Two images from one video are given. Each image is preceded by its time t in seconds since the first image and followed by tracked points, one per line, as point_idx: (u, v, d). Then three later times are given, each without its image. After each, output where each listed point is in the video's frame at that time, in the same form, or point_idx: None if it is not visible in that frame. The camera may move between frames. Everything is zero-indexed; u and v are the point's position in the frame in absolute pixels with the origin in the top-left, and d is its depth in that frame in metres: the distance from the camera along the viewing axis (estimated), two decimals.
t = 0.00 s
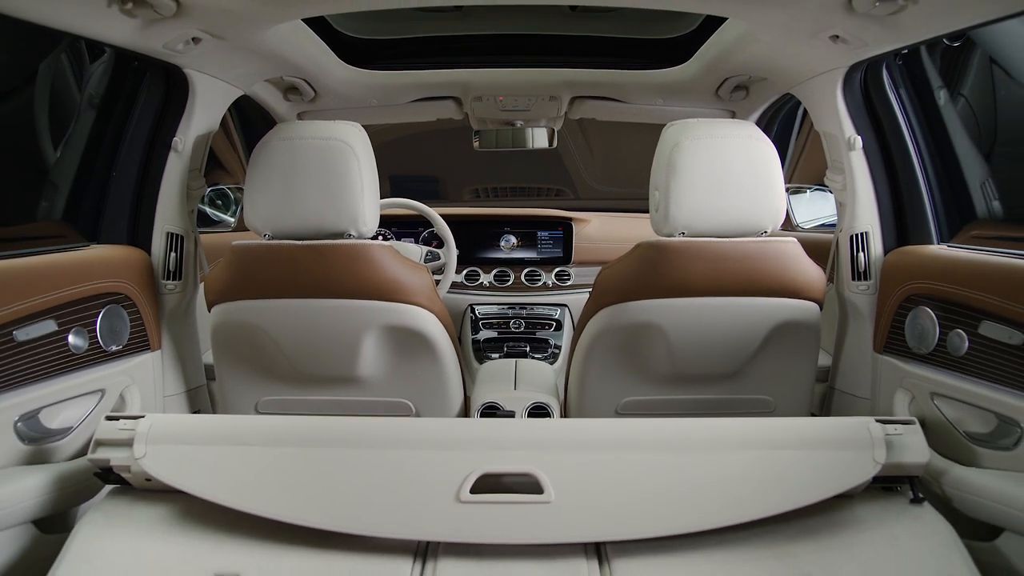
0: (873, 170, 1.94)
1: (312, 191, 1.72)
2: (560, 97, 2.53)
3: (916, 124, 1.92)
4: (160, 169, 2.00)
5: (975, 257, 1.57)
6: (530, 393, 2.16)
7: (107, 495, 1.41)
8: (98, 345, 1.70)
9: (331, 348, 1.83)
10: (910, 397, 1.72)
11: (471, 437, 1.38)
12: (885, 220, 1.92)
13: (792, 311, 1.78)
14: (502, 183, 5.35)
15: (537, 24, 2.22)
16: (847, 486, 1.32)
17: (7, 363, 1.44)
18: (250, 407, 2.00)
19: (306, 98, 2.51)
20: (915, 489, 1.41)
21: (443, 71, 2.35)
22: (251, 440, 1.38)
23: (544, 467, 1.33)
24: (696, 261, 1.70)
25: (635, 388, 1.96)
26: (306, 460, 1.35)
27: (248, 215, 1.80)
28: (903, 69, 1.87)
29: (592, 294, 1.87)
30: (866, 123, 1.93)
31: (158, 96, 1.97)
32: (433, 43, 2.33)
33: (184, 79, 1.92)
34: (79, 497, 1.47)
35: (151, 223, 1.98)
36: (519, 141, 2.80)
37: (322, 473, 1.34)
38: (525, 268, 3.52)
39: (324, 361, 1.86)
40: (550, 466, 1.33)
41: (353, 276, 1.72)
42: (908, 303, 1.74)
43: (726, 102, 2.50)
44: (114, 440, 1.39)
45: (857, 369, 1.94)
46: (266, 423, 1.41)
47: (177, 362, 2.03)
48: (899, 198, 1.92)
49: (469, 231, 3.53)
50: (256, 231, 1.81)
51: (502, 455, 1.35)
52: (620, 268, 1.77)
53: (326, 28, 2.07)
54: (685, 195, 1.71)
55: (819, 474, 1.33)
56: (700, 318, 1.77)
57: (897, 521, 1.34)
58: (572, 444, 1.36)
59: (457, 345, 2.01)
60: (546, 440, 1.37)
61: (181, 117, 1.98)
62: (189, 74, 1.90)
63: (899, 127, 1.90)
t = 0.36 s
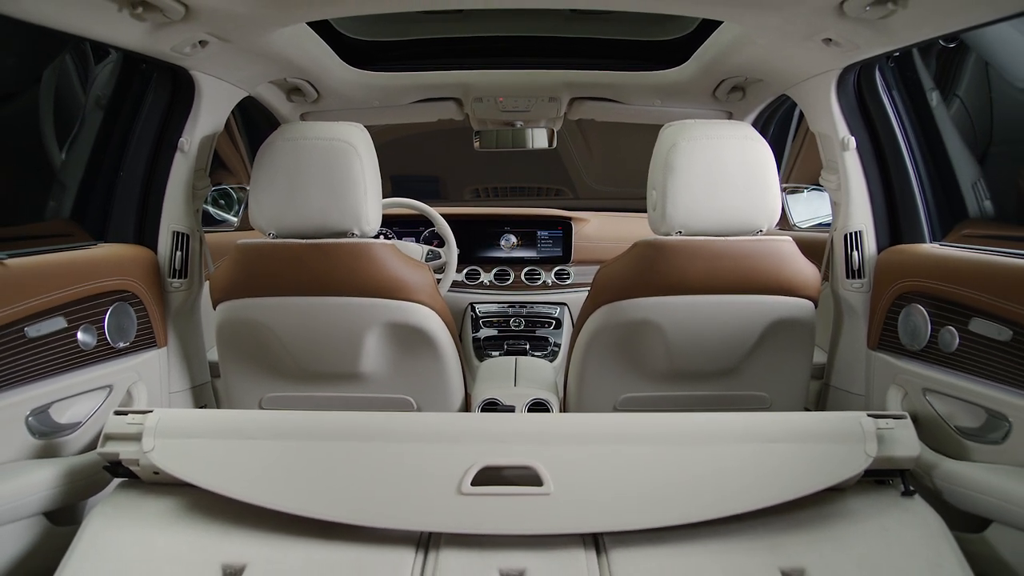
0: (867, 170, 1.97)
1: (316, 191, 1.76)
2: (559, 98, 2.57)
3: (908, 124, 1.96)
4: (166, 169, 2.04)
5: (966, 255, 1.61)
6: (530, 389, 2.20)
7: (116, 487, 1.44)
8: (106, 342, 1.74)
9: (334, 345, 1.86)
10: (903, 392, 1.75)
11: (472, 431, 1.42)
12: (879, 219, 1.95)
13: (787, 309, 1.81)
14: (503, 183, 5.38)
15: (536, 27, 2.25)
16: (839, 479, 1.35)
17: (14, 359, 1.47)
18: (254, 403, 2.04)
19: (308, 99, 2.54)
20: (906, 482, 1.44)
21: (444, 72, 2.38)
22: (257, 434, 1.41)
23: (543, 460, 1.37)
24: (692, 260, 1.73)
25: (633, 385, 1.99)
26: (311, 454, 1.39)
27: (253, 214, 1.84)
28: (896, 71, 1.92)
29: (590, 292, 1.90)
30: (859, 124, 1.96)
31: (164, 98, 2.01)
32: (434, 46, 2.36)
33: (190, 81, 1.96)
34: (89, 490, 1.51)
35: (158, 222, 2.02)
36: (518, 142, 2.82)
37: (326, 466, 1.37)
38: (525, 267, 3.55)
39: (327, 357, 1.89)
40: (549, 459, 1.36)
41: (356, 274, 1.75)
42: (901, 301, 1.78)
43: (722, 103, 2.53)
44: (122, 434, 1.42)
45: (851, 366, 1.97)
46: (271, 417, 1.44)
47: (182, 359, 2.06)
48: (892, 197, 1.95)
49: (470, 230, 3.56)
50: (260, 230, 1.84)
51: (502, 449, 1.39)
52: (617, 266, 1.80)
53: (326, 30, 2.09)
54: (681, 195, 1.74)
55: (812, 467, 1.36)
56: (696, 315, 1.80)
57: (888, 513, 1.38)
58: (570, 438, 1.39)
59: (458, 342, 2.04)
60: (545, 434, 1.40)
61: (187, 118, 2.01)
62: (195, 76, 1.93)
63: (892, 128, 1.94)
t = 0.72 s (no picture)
0: (860, 169, 2.01)
1: (319, 191, 1.79)
2: (558, 99, 2.60)
3: (901, 125, 2.01)
4: (172, 169, 2.07)
5: (956, 254, 1.64)
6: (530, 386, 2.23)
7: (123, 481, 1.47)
8: (114, 338, 1.78)
9: (338, 342, 1.89)
10: (896, 388, 1.79)
11: (473, 425, 1.45)
12: (872, 217, 1.99)
13: (783, 307, 1.84)
14: (503, 183, 5.41)
15: (536, 29, 2.29)
16: (833, 471, 1.38)
17: (23, 356, 1.51)
18: (258, 399, 2.07)
19: (311, 100, 2.57)
20: (898, 475, 1.48)
21: (445, 73, 2.42)
22: (262, 428, 1.44)
23: (542, 454, 1.40)
24: (689, 258, 1.76)
25: (631, 381, 2.02)
26: (316, 447, 1.42)
27: (257, 214, 1.87)
28: (889, 73, 1.96)
29: (589, 290, 1.93)
30: (853, 125, 2.00)
31: (171, 99, 2.04)
32: (435, 47, 2.39)
33: (197, 82, 1.99)
34: (98, 484, 1.54)
35: (164, 222, 2.05)
36: (518, 143, 2.84)
37: (330, 459, 1.40)
38: (525, 266, 3.58)
39: (331, 354, 1.93)
40: (547, 453, 1.39)
41: (358, 272, 1.78)
42: (895, 298, 1.81)
43: (719, 104, 2.56)
44: (131, 428, 1.45)
45: (846, 363, 2.00)
46: (276, 412, 1.47)
47: (188, 357, 2.09)
48: (885, 195, 2.00)
49: (470, 229, 3.59)
50: (265, 229, 1.88)
51: (502, 443, 1.42)
52: (616, 264, 1.84)
53: (331, 32, 2.12)
54: (678, 194, 1.77)
55: (806, 460, 1.39)
56: (693, 313, 1.83)
57: (879, 505, 1.41)
58: (569, 432, 1.43)
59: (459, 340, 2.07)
60: (545, 428, 1.44)
61: (193, 119, 2.05)
62: (201, 78, 1.96)
63: (885, 128, 1.98)
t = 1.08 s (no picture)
0: (854, 169, 2.04)
1: (323, 190, 1.82)
2: (557, 101, 2.63)
3: (894, 127, 2.03)
4: (178, 170, 2.10)
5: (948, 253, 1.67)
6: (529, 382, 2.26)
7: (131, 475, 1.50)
8: (120, 335, 1.81)
9: (340, 339, 1.92)
10: (889, 384, 1.82)
11: (473, 420, 1.48)
12: (866, 216, 2.02)
13: (778, 304, 1.88)
14: (503, 183, 5.45)
15: (536, 31, 2.32)
16: (827, 464, 1.41)
17: (33, 351, 1.54)
18: (262, 395, 2.10)
19: (314, 101, 2.61)
20: (890, 468, 1.51)
21: (446, 75, 2.45)
22: (268, 422, 1.48)
23: (541, 448, 1.43)
24: (685, 257, 1.79)
25: (629, 377, 2.05)
26: (320, 441, 1.45)
27: (261, 213, 1.90)
28: (882, 75, 1.99)
29: (587, 288, 1.96)
30: (847, 126, 2.03)
31: (177, 100, 2.07)
32: (435, 50, 2.43)
33: (202, 84, 2.02)
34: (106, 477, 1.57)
35: (169, 221, 2.08)
36: (518, 143, 2.88)
37: (335, 453, 1.43)
38: (525, 265, 3.62)
39: (334, 351, 1.96)
40: (546, 447, 1.43)
41: (361, 270, 1.81)
42: (888, 296, 1.84)
43: (717, 105, 2.60)
44: (139, 423, 1.48)
45: (840, 360, 2.03)
46: (281, 407, 1.51)
47: (193, 354, 2.12)
48: (879, 195, 2.02)
49: (470, 229, 3.62)
50: (269, 228, 1.91)
51: (502, 437, 1.45)
52: (614, 263, 1.87)
53: (334, 34, 2.15)
54: (675, 194, 1.81)
55: (800, 454, 1.42)
56: (690, 310, 1.86)
57: (871, 497, 1.44)
58: (567, 426, 1.46)
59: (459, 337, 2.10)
60: (544, 423, 1.47)
61: (198, 120, 2.07)
62: (207, 80, 1.99)
63: (878, 129, 2.01)
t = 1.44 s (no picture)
0: (849, 168, 2.08)
1: (326, 190, 1.85)
2: (557, 101, 2.66)
3: (888, 128, 2.07)
4: (183, 170, 2.13)
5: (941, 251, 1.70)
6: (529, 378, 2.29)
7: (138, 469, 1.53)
8: (127, 333, 1.84)
9: (343, 337, 1.95)
10: (883, 380, 1.85)
11: (474, 415, 1.51)
12: (860, 214, 2.06)
13: (774, 303, 1.91)
14: (503, 183, 5.48)
15: (537, 33, 2.35)
16: (820, 458, 1.44)
17: (42, 347, 1.57)
18: (266, 392, 2.13)
19: (316, 102, 2.64)
20: (882, 462, 1.54)
21: (447, 76, 2.49)
22: (272, 417, 1.51)
23: (541, 442, 1.46)
24: (681, 256, 1.83)
25: (628, 374, 2.08)
26: (324, 436, 1.48)
27: (265, 212, 1.93)
28: (875, 76, 2.03)
29: (586, 286, 2.00)
30: (842, 126, 2.06)
31: (183, 102, 2.10)
32: (436, 51, 2.46)
33: (208, 86, 2.05)
34: (114, 471, 1.60)
35: (175, 221, 2.11)
36: (518, 144, 2.89)
37: (339, 448, 1.46)
38: (525, 264, 3.65)
39: (337, 349, 1.99)
40: (545, 441, 1.46)
41: (363, 268, 1.84)
42: (882, 294, 1.87)
43: (714, 106, 2.63)
44: (146, 418, 1.51)
45: (836, 357, 2.06)
46: (285, 402, 1.54)
47: (197, 352, 2.15)
48: (873, 194, 2.06)
49: (471, 228, 3.65)
50: (274, 227, 1.94)
51: (503, 432, 1.48)
52: (612, 262, 1.90)
53: (336, 36, 2.18)
54: (672, 193, 1.84)
55: (794, 448, 1.45)
56: (687, 308, 1.89)
57: (864, 491, 1.47)
58: (566, 421, 1.49)
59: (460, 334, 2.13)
60: (544, 418, 1.50)
61: (203, 121, 2.10)
62: (213, 82, 2.02)
63: (872, 129, 2.05)
